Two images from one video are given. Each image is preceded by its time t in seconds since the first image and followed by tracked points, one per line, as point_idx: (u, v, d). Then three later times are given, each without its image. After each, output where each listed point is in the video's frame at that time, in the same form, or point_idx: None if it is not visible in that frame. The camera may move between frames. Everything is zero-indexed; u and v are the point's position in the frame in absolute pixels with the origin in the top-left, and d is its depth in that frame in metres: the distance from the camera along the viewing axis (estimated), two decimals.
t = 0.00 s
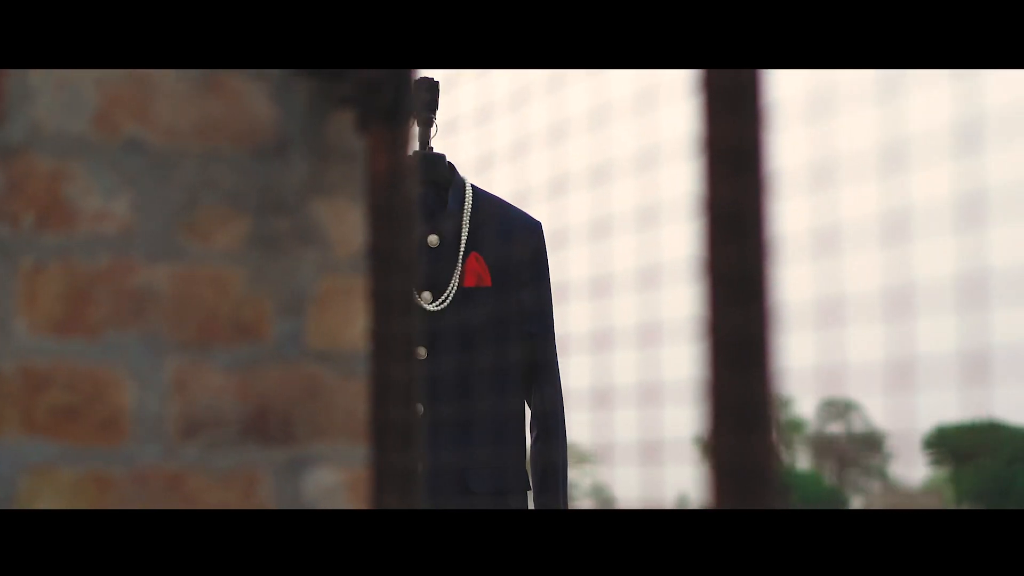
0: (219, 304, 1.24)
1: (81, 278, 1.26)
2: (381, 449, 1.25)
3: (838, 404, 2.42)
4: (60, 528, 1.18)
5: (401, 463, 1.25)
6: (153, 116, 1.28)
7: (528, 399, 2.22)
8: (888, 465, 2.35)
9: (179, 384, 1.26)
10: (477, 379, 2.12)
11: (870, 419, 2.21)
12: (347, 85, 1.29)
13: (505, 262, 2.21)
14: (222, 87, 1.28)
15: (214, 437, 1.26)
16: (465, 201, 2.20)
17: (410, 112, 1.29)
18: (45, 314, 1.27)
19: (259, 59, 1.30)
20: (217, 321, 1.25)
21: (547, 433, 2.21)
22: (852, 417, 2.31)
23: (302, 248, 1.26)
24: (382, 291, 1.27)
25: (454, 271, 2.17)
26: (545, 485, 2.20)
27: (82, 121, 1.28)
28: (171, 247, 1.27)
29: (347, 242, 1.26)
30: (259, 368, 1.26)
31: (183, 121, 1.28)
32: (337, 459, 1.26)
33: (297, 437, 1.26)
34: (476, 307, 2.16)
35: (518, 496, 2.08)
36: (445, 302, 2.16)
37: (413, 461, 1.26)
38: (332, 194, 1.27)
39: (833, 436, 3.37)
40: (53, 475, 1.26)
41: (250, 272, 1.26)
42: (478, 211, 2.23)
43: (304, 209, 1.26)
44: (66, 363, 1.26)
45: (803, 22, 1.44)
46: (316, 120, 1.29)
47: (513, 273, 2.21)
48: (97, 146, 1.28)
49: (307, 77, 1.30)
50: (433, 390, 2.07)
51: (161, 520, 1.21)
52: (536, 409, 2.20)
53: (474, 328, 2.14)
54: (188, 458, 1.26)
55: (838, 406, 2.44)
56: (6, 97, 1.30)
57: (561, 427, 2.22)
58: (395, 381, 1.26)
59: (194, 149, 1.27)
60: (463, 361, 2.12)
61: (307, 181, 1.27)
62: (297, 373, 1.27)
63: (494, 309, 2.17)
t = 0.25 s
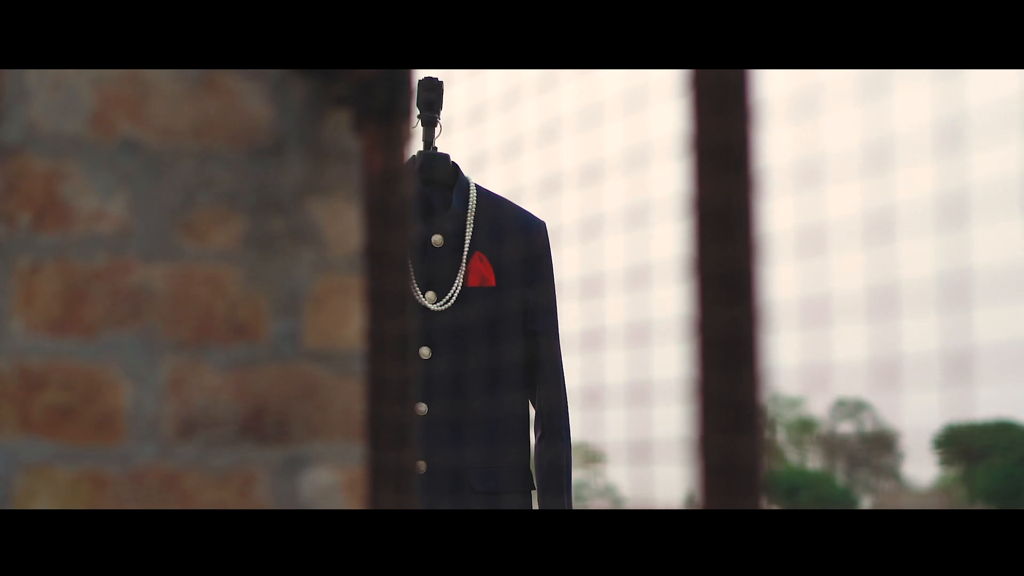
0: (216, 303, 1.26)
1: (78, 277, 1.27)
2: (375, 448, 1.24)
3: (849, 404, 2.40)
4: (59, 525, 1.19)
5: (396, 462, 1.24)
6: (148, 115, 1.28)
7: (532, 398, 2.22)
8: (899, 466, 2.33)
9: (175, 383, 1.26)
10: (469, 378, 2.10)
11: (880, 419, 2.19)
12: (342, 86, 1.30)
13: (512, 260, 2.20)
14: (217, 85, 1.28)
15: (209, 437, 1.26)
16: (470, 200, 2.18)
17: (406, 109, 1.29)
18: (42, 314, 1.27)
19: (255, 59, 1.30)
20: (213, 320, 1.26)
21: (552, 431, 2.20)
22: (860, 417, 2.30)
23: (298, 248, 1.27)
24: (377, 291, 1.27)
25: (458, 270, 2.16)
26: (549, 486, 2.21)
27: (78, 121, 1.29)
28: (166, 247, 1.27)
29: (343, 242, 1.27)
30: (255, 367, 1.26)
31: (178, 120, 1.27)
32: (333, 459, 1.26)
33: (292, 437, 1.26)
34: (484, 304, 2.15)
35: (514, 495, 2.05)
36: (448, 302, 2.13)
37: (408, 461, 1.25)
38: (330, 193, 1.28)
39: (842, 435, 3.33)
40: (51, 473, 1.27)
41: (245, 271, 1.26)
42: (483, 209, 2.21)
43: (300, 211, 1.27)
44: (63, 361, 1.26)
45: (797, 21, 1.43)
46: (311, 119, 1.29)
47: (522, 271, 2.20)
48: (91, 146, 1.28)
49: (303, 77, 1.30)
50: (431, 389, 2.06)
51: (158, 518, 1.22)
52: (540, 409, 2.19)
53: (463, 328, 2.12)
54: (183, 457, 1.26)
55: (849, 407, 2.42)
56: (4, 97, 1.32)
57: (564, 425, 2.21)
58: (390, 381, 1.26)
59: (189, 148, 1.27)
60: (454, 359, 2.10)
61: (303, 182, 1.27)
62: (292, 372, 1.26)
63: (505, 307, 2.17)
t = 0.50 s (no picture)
0: (215, 303, 1.26)
1: (78, 278, 1.27)
2: (374, 447, 1.24)
3: (861, 402, 2.38)
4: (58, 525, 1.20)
5: (396, 462, 1.24)
6: (147, 116, 1.28)
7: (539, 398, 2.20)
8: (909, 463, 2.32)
9: (175, 383, 1.26)
10: (466, 377, 2.08)
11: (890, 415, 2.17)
12: (341, 86, 1.29)
13: (517, 260, 2.20)
14: (217, 86, 1.28)
15: (209, 437, 1.26)
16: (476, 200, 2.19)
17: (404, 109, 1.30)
18: (41, 314, 1.27)
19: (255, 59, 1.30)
20: (213, 321, 1.26)
21: (559, 432, 2.20)
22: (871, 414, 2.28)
23: (297, 249, 1.27)
24: (377, 291, 1.27)
25: (466, 271, 2.17)
26: (559, 486, 2.18)
27: (77, 122, 1.28)
28: (166, 247, 1.27)
29: (342, 242, 1.27)
30: (255, 368, 1.26)
31: (178, 121, 1.28)
32: (333, 459, 1.26)
33: (292, 437, 1.26)
34: (489, 303, 2.15)
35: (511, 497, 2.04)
36: (455, 302, 2.13)
37: (407, 460, 1.25)
38: (329, 193, 1.28)
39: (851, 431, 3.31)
40: (50, 473, 1.27)
41: (245, 271, 1.27)
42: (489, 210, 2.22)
43: (300, 211, 1.27)
44: (62, 362, 1.26)
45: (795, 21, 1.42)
46: (310, 120, 1.29)
47: (528, 270, 2.21)
48: (91, 147, 1.28)
49: (302, 77, 1.30)
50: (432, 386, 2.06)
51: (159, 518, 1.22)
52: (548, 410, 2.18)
53: (462, 327, 2.12)
54: (182, 458, 1.26)
55: (859, 404, 2.40)
56: (3, 97, 1.32)
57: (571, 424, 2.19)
58: (388, 380, 1.26)
59: (189, 149, 1.27)
60: (450, 358, 2.09)
61: (302, 183, 1.27)
62: (292, 372, 1.26)
63: (510, 306, 2.16)
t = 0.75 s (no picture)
0: (216, 304, 1.26)
1: (78, 278, 1.27)
2: (374, 449, 1.26)
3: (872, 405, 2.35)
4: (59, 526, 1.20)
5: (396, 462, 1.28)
6: (148, 116, 1.28)
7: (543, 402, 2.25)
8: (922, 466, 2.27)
9: (175, 384, 1.26)
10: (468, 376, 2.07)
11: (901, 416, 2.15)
12: (341, 86, 1.30)
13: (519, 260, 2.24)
14: (218, 86, 1.28)
15: (208, 438, 1.26)
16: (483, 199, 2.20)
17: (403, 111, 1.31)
18: (41, 315, 1.27)
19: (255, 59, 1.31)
20: (213, 321, 1.26)
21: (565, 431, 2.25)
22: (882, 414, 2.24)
23: (297, 249, 1.27)
24: (374, 291, 1.28)
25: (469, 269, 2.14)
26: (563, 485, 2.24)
27: (77, 122, 1.28)
28: (166, 247, 1.27)
29: (342, 243, 1.27)
30: (254, 368, 1.27)
31: (178, 121, 1.28)
32: (333, 459, 1.26)
33: (291, 437, 1.26)
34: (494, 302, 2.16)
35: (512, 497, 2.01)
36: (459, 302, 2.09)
37: (404, 459, 1.28)
38: (330, 194, 1.28)
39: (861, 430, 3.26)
40: (50, 473, 1.27)
41: (245, 272, 1.27)
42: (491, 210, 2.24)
43: (300, 211, 1.27)
44: (62, 362, 1.26)
45: (786, 20, 1.36)
46: (311, 120, 1.29)
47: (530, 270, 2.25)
48: (91, 147, 1.28)
49: (301, 77, 1.30)
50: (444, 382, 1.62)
51: (158, 519, 1.22)
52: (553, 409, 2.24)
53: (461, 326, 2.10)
54: (182, 458, 1.26)
55: (871, 407, 2.36)
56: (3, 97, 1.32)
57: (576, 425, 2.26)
58: (386, 381, 1.28)
59: (190, 149, 1.27)
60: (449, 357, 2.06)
61: (302, 184, 1.28)
62: (292, 372, 1.27)
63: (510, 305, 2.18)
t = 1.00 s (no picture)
0: (215, 305, 1.26)
1: (77, 278, 1.27)
2: (373, 448, 1.27)
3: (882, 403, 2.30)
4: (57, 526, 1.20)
5: (394, 461, 1.30)
6: (147, 116, 1.28)
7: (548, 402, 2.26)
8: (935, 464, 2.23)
9: (174, 384, 1.26)
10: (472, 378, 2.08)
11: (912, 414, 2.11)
12: (339, 87, 1.31)
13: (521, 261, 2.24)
14: (217, 87, 1.28)
15: (208, 437, 1.26)
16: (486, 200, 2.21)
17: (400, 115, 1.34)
18: (41, 315, 1.27)
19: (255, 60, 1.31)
20: (212, 321, 1.26)
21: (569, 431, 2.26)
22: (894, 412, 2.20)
23: (296, 249, 1.27)
24: (370, 291, 1.29)
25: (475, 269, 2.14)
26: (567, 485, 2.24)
27: (77, 123, 1.28)
28: (165, 247, 1.27)
29: (341, 242, 1.27)
30: (253, 368, 1.27)
31: (177, 121, 1.28)
32: (332, 459, 1.26)
33: (291, 437, 1.26)
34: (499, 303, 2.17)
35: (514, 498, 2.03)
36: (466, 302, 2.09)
37: (400, 459, 1.31)
38: (329, 194, 1.29)
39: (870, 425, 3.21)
40: (50, 473, 1.27)
41: (244, 272, 1.27)
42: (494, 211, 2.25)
43: (299, 210, 1.28)
44: (62, 361, 1.26)
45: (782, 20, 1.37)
46: (310, 120, 1.29)
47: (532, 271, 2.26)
48: (90, 148, 1.28)
49: (301, 77, 1.30)
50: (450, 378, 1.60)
51: (157, 519, 1.22)
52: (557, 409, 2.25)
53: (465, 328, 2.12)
54: (181, 458, 1.26)
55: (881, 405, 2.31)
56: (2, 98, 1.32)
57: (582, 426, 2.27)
58: (384, 379, 1.30)
59: (190, 150, 1.27)
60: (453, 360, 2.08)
61: (301, 184, 1.28)
62: (291, 372, 1.27)
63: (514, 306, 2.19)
